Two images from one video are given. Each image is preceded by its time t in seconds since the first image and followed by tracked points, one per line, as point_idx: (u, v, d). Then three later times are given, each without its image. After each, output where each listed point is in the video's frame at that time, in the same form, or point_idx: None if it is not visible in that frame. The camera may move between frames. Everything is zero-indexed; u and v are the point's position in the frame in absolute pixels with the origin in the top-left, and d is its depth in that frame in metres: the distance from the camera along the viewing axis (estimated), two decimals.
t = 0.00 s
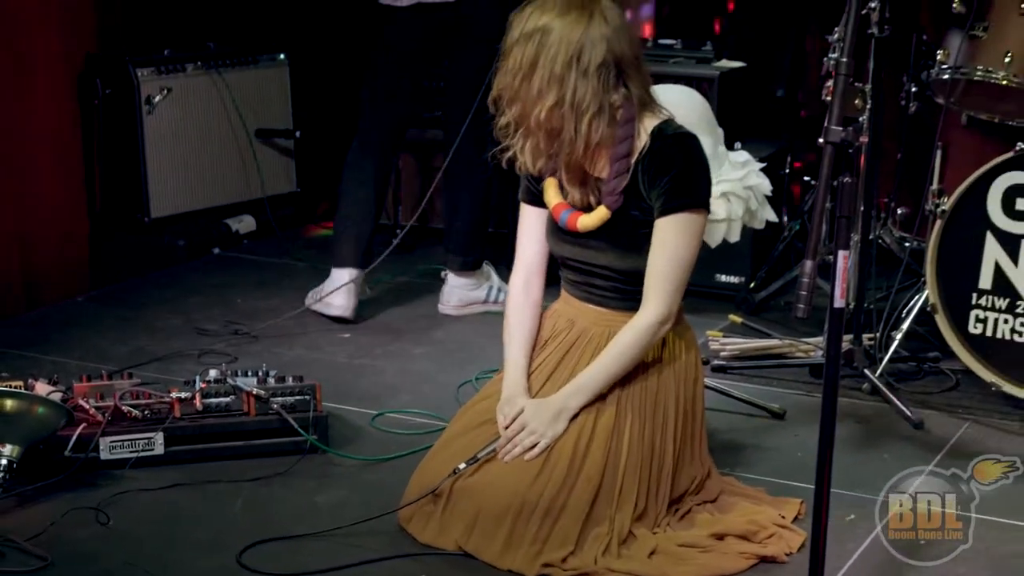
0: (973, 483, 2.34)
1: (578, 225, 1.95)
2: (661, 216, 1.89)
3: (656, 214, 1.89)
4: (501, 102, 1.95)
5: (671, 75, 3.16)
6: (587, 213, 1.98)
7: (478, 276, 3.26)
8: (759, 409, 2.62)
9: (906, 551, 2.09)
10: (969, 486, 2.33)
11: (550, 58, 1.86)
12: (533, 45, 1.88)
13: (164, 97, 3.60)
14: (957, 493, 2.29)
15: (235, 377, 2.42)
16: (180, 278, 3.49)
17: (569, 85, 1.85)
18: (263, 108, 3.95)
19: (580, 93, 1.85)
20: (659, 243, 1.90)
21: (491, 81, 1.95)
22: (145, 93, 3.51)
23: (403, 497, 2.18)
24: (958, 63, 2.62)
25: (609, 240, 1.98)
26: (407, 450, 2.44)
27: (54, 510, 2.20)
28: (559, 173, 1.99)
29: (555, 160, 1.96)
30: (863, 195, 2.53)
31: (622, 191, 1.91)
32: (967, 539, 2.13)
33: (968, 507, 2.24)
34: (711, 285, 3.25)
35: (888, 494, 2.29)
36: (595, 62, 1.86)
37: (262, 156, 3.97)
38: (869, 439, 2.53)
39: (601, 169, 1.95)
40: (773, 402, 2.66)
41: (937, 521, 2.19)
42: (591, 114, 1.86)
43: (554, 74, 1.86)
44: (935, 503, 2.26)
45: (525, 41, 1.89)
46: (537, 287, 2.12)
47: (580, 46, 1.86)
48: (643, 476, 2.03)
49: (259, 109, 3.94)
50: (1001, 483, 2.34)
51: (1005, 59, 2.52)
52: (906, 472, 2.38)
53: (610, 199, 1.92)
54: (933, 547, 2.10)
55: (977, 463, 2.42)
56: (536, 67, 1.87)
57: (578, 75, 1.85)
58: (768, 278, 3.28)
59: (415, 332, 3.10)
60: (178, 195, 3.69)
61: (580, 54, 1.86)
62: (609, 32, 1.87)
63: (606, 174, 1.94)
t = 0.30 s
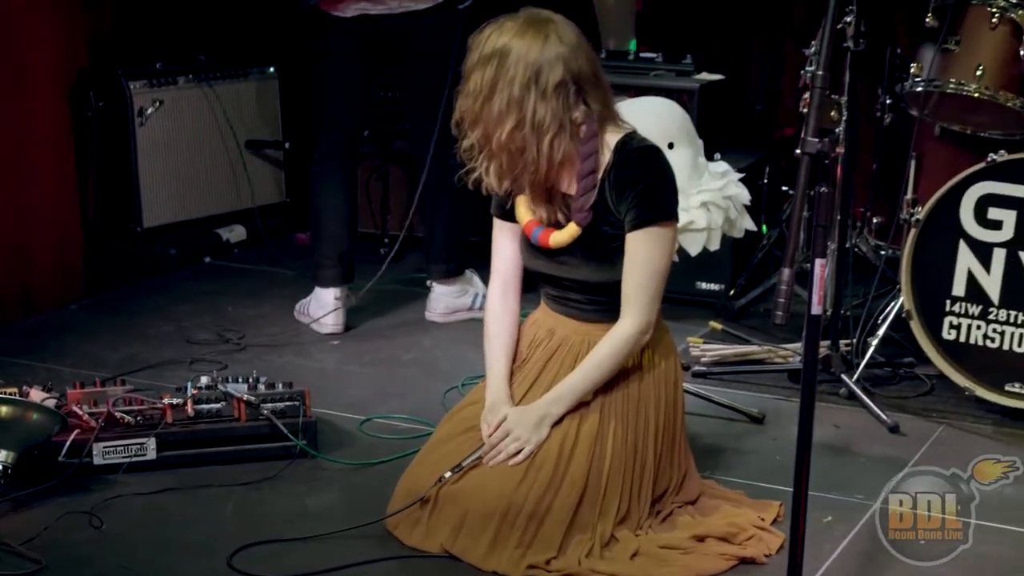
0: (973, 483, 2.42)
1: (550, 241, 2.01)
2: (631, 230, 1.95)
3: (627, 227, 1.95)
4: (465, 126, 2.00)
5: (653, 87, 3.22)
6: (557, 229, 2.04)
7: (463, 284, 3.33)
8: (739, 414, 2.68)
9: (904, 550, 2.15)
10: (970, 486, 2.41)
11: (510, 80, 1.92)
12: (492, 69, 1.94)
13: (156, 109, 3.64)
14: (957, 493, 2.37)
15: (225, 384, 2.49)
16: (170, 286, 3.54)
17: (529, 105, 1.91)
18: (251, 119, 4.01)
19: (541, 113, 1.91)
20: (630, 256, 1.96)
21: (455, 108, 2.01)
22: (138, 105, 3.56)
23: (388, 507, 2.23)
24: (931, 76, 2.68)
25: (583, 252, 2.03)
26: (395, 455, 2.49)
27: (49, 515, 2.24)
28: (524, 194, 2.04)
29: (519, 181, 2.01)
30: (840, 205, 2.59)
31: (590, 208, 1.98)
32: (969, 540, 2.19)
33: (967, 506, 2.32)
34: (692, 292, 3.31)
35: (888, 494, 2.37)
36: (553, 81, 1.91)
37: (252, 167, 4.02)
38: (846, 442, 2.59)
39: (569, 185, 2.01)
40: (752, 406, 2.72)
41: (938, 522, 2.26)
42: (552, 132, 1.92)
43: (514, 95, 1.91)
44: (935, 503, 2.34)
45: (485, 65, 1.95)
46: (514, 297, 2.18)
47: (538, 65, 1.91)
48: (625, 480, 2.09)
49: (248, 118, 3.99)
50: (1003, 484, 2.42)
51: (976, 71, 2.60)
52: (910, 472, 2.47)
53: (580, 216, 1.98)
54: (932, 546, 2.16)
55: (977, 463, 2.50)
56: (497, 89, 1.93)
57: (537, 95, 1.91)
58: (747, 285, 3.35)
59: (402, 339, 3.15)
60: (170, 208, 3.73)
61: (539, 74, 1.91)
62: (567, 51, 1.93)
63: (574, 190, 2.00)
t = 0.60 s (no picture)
0: (973, 483, 2.49)
1: (529, 264, 2.07)
2: (604, 250, 2.01)
3: (601, 245, 2.01)
4: (426, 164, 2.06)
5: (633, 98, 3.31)
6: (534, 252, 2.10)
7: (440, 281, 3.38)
8: (718, 415, 2.76)
9: (900, 549, 2.22)
10: (969, 485, 2.48)
11: (464, 117, 1.97)
12: (446, 108, 1.99)
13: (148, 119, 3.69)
14: (957, 493, 2.44)
15: (217, 388, 2.52)
16: (161, 293, 3.59)
17: (484, 140, 1.96)
18: (245, 128, 4.05)
19: (498, 145, 1.96)
20: (606, 271, 2.02)
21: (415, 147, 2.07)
22: (131, 115, 3.60)
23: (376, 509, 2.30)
24: (903, 87, 2.77)
25: (560, 271, 2.10)
26: (384, 456, 2.56)
27: (45, 516, 2.30)
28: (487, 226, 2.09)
29: (481, 214, 2.06)
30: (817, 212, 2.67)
31: (562, 231, 2.04)
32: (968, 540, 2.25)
33: (967, 506, 2.39)
34: (672, 297, 3.39)
35: (888, 493, 2.44)
36: (506, 112, 1.96)
37: (243, 175, 4.07)
38: (822, 443, 2.67)
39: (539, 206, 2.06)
40: (731, 408, 2.80)
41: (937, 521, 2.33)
42: (509, 164, 1.97)
43: (469, 132, 1.97)
44: (935, 503, 2.41)
45: (439, 103, 2.00)
46: (496, 310, 2.26)
47: (490, 98, 1.96)
48: (607, 482, 2.15)
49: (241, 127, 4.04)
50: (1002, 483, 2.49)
51: (946, 83, 2.68)
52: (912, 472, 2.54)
53: (553, 239, 2.05)
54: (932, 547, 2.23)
55: (979, 462, 2.58)
56: (452, 127, 1.98)
57: (491, 130, 1.96)
58: (725, 290, 3.43)
59: (390, 343, 3.21)
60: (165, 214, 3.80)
61: (492, 107, 1.96)
62: (518, 80, 1.97)
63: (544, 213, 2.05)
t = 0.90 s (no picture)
0: (974, 484, 2.57)
1: (499, 281, 2.15)
2: (572, 264, 2.09)
3: (570, 261, 2.09)
4: (386, 201, 2.13)
5: (610, 109, 3.39)
6: (502, 268, 2.18)
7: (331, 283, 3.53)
8: (692, 416, 2.85)
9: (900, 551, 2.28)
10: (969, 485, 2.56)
11: (420, 156, 2.04)
12: (402, 147, 2.06)
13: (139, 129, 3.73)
14: (957, 493, 2.52)
15: (205, 391, 2.60)
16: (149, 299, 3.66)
17: (441, 176, 2.03)
18: (232, 136, 4.08)
19: (455, 180, 2.03)
20: (578, 282, 2.11)
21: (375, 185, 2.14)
22: (121, 125, 3.65)
23: (360, 510, 2.37)
24: (871, 97, 2.85)
25: (534, 282, 2.18)
26: (368, 457, 2.63)
27: (37, 516, 2.36)
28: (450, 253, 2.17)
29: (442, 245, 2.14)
30: (788, 219, 2.76)
31: (529, 251, 2.13)
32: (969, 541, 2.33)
33: (967, 506, 2.46)
34: (648, 302, 3.48)
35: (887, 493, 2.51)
36: (461, 146, 2.03)
37: (231, 184, 4.12)
38: (792, 443, 2.75)
39: (505, 221, 2.16)
40: (706, 409, 2.89)
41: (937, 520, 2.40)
42: (467, 197, 2.05)
43: (425, 170, 2.04)
44: (935, 503, 2.48)
45: (395, 144, 2.07)
46: (473, 317, 2.34)
47: (445, 133, 2.02)
48: (584, 482, 2.23)
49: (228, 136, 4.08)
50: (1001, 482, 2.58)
51: (913, 93, 2.77)
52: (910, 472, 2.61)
53: (520, 258, 2.13)
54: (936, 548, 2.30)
55: (978, 462, 2.66)
56: (409, 166, 2.05)
57: (448, 166, 2.03)
58: (699, 295, 3.52)
59: (374, 347, 3.28)
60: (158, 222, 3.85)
61: (447, 142, 2.02)
62: (472, 111, 2.03)
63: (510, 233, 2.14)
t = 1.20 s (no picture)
0: (974, 484, 2.65)
1: (471, 289, 2.24)
2: (546, 272, 2.18)
3: (544, 268, 2.17)
4: (363, 222, 2.22)
5: (586, 120, 3.48)
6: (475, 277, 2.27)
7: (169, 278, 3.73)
8: (667, 417, 2.94)
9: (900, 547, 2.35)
10: (969, 485, 2.64)
11: (397, 175, 2.13)
12: (379, 168, 2.15)
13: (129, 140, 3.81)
14: (958, 493, 2.59)
15: (194, 394, 2.66)
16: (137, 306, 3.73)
17: (418, 194, 2.12)
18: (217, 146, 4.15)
19: (430, 197, 2.12)
20: (553, 291, 2.19)
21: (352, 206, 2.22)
22: (112, 137, 3.72)
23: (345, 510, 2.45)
24: (840, 108, 2.95)
25: (511, 291, 2.27)
26: (352, 458, 2.70)
27: (30, 517, 2.43)
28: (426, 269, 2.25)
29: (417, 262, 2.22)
30: (759, 226, 2.85)
31: (500, 260, 2.21)
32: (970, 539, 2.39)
33: (967, 506, 2.54)
34: (625, 306, 3.58)
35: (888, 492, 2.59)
36: (436, 164, 2.12)
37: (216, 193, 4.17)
38: (764, 443, 2.85)
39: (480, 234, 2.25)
40: (680, 410, 2.98)
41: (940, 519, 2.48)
42: (442, 213, 2.14)
43: (402, 189, 2.13)
44: (935, 503, 2.56)
45: (372, 165, 2.16)
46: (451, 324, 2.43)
47: (420, 151, 2.12)
48: (562, 482, 2.32)
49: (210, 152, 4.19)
50: (1001, 483, 2.66)
51: (879, 104, 2.87)
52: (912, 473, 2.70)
53: (492, 268, 2.22)
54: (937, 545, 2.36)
55: (981, 461, 2.75)
56: (386, 185, 2.14)
57: (423, 183, 2.12)
58: (674, 300, 3.62)
59: (358, 351, 3.36)
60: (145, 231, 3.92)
61: (422, 160, 2.12)
62: (445, 130, 2.14)
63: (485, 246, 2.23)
